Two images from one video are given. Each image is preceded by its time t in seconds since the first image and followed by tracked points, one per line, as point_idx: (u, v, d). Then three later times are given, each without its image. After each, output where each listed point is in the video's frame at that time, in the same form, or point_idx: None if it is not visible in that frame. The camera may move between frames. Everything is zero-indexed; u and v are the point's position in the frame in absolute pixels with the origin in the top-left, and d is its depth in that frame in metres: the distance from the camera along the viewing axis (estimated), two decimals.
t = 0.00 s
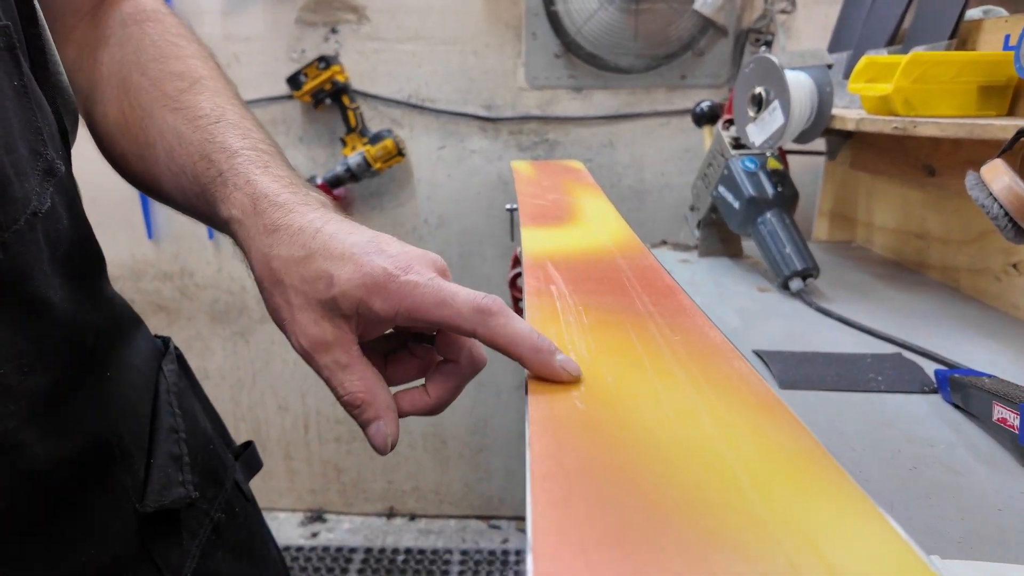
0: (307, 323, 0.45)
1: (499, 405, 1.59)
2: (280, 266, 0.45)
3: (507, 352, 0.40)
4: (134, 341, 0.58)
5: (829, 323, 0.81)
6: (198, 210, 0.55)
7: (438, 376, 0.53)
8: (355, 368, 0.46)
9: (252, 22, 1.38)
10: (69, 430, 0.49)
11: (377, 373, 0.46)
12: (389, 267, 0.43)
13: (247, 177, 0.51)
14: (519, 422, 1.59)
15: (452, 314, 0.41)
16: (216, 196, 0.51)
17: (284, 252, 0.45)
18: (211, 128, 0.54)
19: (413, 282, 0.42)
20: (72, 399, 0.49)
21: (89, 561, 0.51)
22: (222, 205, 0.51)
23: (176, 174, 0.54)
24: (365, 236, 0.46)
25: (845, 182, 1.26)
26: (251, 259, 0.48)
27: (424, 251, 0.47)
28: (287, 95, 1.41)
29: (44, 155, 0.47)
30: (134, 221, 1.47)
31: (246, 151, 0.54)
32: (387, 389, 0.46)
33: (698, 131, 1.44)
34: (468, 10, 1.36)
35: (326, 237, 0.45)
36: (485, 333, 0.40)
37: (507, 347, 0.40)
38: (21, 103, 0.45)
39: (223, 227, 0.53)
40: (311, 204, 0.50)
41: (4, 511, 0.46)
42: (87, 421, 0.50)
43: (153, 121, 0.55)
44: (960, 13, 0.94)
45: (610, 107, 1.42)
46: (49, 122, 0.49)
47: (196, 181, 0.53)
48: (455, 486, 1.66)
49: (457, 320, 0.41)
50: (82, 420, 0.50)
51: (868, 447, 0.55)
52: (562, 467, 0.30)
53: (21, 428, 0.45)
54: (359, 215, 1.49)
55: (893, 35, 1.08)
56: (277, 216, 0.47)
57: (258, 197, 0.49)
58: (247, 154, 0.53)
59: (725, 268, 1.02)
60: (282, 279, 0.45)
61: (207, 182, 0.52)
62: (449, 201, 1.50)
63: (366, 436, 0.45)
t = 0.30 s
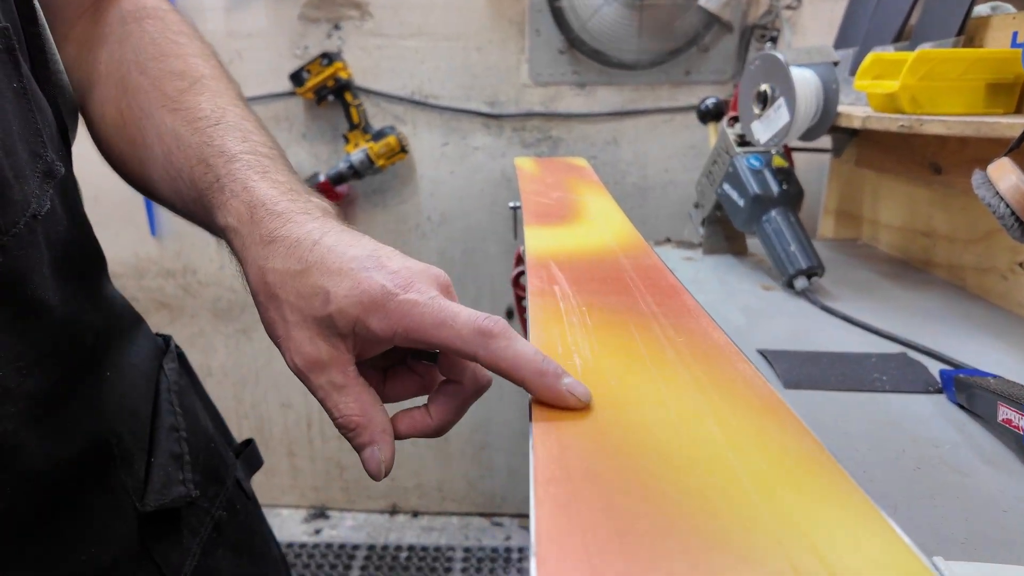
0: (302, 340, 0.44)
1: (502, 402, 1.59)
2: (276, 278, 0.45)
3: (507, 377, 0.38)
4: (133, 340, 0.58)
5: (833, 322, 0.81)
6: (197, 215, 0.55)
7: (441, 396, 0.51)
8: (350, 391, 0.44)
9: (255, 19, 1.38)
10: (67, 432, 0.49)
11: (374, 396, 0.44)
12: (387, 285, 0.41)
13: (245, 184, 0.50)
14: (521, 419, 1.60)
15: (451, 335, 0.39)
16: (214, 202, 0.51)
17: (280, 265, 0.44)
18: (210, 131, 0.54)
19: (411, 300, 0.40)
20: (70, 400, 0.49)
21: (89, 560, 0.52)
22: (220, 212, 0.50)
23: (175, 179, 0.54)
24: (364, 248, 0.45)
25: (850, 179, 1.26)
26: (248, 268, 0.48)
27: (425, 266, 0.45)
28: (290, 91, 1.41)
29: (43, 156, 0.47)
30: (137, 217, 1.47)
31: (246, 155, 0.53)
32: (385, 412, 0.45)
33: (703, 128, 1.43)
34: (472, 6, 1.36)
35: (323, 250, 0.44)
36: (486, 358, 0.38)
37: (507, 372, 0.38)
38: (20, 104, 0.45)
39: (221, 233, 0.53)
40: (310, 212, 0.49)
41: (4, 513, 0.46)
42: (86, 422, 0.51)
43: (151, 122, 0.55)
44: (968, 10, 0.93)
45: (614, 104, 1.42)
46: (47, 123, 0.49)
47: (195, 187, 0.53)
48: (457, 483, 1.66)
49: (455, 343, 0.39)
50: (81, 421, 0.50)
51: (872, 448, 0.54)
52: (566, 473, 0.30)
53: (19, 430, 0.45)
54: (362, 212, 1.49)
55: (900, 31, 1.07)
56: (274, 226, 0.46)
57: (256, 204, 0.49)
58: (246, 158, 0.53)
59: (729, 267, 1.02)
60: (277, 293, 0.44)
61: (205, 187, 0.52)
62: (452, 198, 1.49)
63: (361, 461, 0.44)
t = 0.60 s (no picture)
0: (304, 343, 0.44)
1: (506, 400, 1.59)
2: (277, 280, 0.45)
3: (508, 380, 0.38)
4: (137, 336, 0.58)
5: (839, 322, 0.80)
6: (203, 214, 0.55)
7: (440, 393, 0.50)
8: (354, 390, 0.44)
9: (260, 16, 1.38)
10: (82, 427, 0.50)
11: (379, 393, 0.44)
12: (384, 287, 0.41)
13: (247, 183, 0.50)
14: (525, 416, 1.60)
15: (451, 339, 0.39)
16: (218, 203, 0.51)
17: (280, 267, 0.44)
18: (212, 129, 0.54)
19: (410, 303, 0.40)
20: (81, 396, 0.50)
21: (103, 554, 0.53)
22: (224, 214, 0.50)
23: (179, 179, 0.54)
24: (363, 248, 0.44)
25: (856, 177, 1.25)
26: (251, 269, 0.48)
27: (425, 264, 0.45)
28: (295, 89, 1.41)
29: (54, 155, 0.47)
30: (142, 215, 1.48)
31: (247, 151, 0.53)
32: (391, 407, 0.44)
33: (708, 126, 1.43)
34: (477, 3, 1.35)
35: (323, 250, 0.44)
36: (485, 361, 0.38)
37: (508, 375, 0.38)
38: (31, 103, 0.45)
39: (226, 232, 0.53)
40: (311, 209, 0.49)
41: (17, 510, 0.46)
42: (99, 418, 0.51)
43: (154, 121, 0.55)
44: (975, 8, 0.92)
45: (619, 101, 1.41)
46: (56, 121, 0.49)
47: (198, 187, 0.53)
48: (461, 480, 1.67)
49: (454, 346, 0.39)
50: (95, 417, 0.51)
51: (878, 449, 0.54)
52: (577, 476, 0.30)
53: (37, 426, 0.46)
54: (366, 209, 1.49)
55: (907, 29, 1.06)
56: (274, 226, 0.46)
57: (257, 204, 0.49)
58: (247, 156, 0.53)
59: (734, 265, 1.02)
60: (278, 294, 0.45)
61: (209, 188, 0.52)
62: (456, 196, 1.49)
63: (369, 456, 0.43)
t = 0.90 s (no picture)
0: (324, 340, 0.44)
1: (509, 399, 1.59)
2: (299, 277, 0.45)
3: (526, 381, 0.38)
4: (148, 332, 0.59)
5: (843, 322, 0.81)
6: (222, 210, 0.56)
7: (459, 394, 0.50)
8: (371, 387, 0.44)
9: (264, 15, 1.38)
10: (98, 418, 0.50)
11: (396, 392, 0.44)
12: (405, 287, 0.41)
13: (267, 181, 0.50)
14: (528, 414, 1.60)
15: (470, 340, 0.39)
16: (238, 200, 0.52)
17: (302, 264, 0.45)
18: (231, 126, 0.54)
19: (430, 303, 0.40)
20: (98, 388, 0.50)
21: (119, 544, 0.53)
22: (244, 211, 0.51)
23: (199, 175, 0.55)
24: (384, 248, 0.45)
25: (860, 176, 1.25)
26: (272, 266, 0.48)
27: (444, 265, 0.45)
28: (299, 88, 1.41)
29: (66, 150, 0.48)
30: (147, 214, 1.48)
31: (268, 150, 0.53)
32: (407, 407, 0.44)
33: (712, 125, 1.43)
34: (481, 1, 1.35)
35: (344, 249, 0.44)
36: (503, 362, 0.38)
37: (527, 377, 0.38)
38: (45, 99, 0.46)
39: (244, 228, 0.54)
40: (332, 208, 0.49)
41: (37, 501, 0.46)
42: (113, 410, 0.51)
43: (173, 117, 0.56)
44: (981, 8, 0.92)
45: (622, 100, 1.41)
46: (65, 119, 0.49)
47: (218, 184, 0.53)
48: (464, 478, 1.67)
49: (473, 347, 0.39)
50: (110, 408, 0.51)
51: (882, 450, 0.55)
52: (585, 480, 0.30)
53: (54, 416, 0.46)
54: (370, 208, 1.50)
55: (912, 29, 1.06)
56: (296, 225, 0.47)
57: (278, 202, 0.49)
58: (268, 153, 0.53)
59: (737, 265, 1.02)
60: (300, 291, 0.45)
61: (229, 185, 0.52)
62: (460, 195, 1.50)
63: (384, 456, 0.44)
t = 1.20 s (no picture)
0: (336, 347, 0.44)
1: (512, 398, 1.59)
2: (313, 284, 0.45)
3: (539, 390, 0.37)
4: (154, 330, 0.60)
5: (849, 323, 0.80)
6: (233, 214, 0.56)
7: (469, 399, 0.50)
8: (382, 394, 0.44)
9: (269, 14, 1.38)
10: (113, 415, 0.50)
11: (407, 398, 0.44)
12: (416, 296, 0.41)
13: (279, 186, 0.50)
14: (532, 413, 1.60)
15: (481, 348, 0.38)
16: (251, 206, 0.51)
17: (316, 271, 0.45)
18: (242, 130, 0.54)
19: (442, 312, 0.40)
20: (111, 385, 0.50)
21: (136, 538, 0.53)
22: (257, 217, 0.51)
23: (210, 180, 0.55)
24: (396, 256, 0.44)
25: (866, 175, 1.25)
26: (285, 272, 0.48)
27: (454, 273, 0.45)
28: (303, 87, 1.41)
29: (86, 153, 0.49)
30: (152, 213, 1.48)
31: (280, 155, 0.53)
32: (417, 412, 0.44)
33: (717, 124, 1.42)
34: None
35: (357, 257, 0.44)
36: (514, 372, 0.37)
37: (541, 386, 0.37)
38: (66, 103, 0.46)
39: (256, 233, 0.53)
40: (344, 214, 0.49)
41: (57, 500, 0.46)
42: (125, 404, 0.52)
43: (183, 122, 0.56)
44: (989, 7, 0.91)
45: (627, 99, 1.41)
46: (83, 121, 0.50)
47: (229, 189, 0.53)
48: (468, 477, 1.67)
49: (485, 356, 0.38)
50: (122, 403, 0.51)
51: (892, 453, 0.54)
52: (605, 488, 0.30)
53: (76, 414, 0.46)
54: (374, 207, 1.50)
55: (919, 28, 1.05)
56: (309, 232, 0.46)
57: (290, 208, 0.49)
58: (279, 158, 0.53)
59: (743, 265, 1.02)
60: (314, 298, 0.45)
61: (241, 191, 0.52)
62: (464, 194, 1.49)
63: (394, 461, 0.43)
